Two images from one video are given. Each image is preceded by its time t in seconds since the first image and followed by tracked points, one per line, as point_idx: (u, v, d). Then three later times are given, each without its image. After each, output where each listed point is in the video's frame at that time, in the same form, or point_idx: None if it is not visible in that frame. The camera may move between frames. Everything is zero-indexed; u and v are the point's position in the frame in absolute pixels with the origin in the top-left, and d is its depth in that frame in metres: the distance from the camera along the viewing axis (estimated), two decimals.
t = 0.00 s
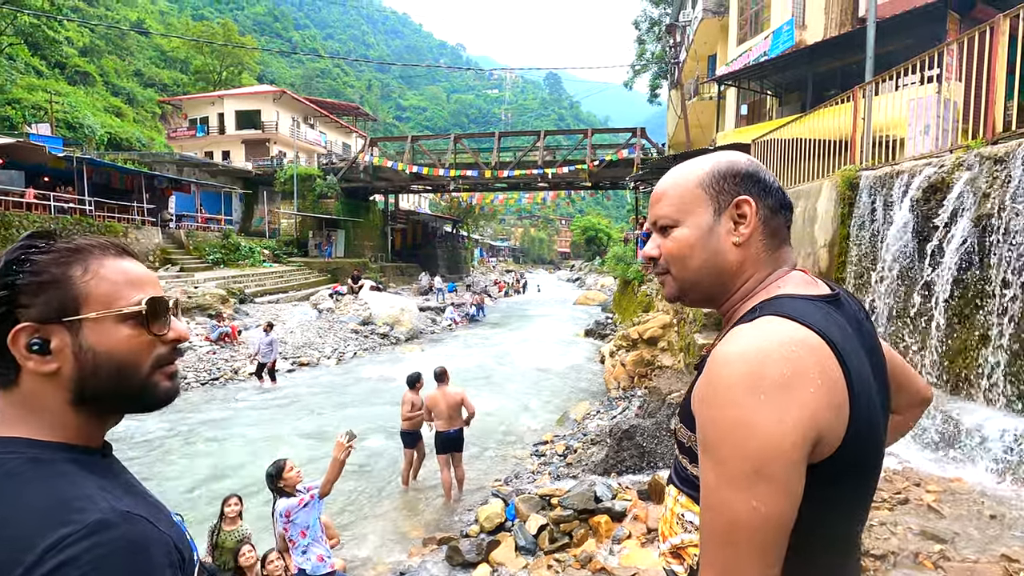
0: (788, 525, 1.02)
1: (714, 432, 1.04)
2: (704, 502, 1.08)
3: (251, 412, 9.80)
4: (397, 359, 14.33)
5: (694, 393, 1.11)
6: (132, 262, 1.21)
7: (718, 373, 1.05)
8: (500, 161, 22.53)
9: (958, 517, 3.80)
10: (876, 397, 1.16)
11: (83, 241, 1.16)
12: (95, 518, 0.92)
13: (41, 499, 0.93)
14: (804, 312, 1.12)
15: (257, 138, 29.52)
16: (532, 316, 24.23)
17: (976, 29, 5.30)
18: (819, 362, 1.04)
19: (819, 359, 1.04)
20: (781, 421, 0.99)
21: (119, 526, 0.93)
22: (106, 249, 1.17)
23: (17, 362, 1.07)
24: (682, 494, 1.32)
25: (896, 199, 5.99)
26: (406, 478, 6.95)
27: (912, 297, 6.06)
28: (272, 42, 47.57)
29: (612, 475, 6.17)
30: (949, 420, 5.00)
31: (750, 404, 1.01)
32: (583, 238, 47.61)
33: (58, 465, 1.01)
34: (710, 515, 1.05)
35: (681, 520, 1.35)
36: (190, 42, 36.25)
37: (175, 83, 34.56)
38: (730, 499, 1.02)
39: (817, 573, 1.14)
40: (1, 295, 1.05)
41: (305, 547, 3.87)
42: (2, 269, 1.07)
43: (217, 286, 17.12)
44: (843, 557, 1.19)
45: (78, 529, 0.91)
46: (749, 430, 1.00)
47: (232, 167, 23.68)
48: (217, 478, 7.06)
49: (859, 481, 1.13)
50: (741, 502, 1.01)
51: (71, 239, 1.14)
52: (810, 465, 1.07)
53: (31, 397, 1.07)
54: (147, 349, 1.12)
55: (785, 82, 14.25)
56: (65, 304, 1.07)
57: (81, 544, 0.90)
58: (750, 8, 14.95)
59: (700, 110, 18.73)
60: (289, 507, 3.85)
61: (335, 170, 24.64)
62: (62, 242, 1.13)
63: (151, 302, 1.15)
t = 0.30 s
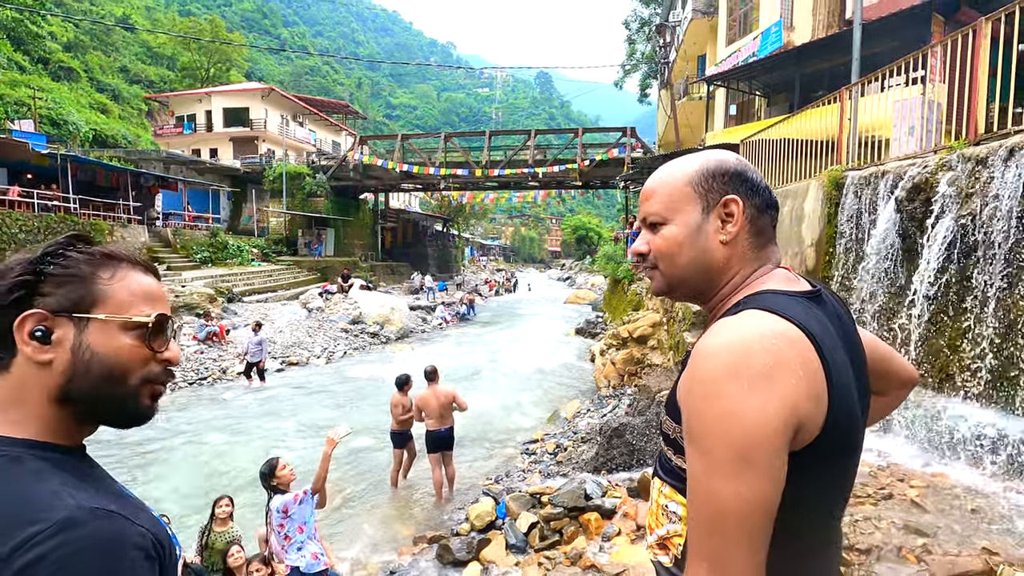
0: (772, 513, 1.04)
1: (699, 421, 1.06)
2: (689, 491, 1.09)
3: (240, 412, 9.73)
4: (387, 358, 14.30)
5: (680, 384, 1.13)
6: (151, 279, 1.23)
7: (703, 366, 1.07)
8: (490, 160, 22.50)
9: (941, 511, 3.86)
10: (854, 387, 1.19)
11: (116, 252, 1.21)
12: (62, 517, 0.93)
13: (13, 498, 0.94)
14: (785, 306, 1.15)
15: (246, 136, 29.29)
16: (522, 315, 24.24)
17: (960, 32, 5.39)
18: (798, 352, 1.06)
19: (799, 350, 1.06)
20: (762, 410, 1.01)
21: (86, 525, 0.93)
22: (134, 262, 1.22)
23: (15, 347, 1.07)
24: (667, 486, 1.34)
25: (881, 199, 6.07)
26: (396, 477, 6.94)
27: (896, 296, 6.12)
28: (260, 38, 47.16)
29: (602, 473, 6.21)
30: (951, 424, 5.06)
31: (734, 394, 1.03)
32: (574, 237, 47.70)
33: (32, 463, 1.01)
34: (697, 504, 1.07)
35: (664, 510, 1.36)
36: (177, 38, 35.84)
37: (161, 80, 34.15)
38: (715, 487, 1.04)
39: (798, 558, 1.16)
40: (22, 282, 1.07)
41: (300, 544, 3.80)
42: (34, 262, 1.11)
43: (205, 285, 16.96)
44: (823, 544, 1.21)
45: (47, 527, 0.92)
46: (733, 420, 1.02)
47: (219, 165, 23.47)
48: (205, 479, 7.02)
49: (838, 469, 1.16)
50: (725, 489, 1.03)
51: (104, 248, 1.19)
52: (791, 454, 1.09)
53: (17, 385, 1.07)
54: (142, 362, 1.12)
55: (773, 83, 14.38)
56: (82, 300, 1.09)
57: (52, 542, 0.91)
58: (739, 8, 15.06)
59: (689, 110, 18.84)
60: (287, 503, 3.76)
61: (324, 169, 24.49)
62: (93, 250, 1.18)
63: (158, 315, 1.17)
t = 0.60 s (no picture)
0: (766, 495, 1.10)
1: (697, 407, 1.12)
2: (687, 474, 1.15)
3: (228, 409, 9.68)
4: (376, 354, 14.27)
5: (679, 374, 1.19)
6: (149, 262, 1.24)
7: (700, 355, 1.13)
8: (479, 156, 22.48)
9: (922, 500, 3.97)
10: (842, 377, 1.25)
11: (107, 239, 1.20)
12: (111, 497, 0.95)
13: (60, 481, 0.97)
14: (776, 299, 1.21)
15: (231, 131, 29.02)
16: (511, 311, 24.30)
17: (941, 32, 5.52)
18: (789, 343, 1.12)
19: (789, 340, 1.13)
20: (756, 397, 1.07)
21: (133, 506, 0.96)
22: (128, 248, 1.22)
23: (37, 351, 1.10)
24: (663, 472, 1.39)
25: (865, 197, 6.19)
26: (387, 473, 6.96)
27: (878, 292, 6.25)
28: (245, 31, 46.53)
29: (592, 467, 6.29)
30: (927, 412, 5.03)
31: (729, 381, 1.09)
32: (562, 233, 47.82)
33: (75, 450, 1.04)
34: (696, 485, 1.12)
35: (661, 496, 1.41)
36: (159, 30, 35.23)
37: (143, 73, 33.57)
38: (711, 468, 1.10)
39: (790, 537, 1.22)
40: (28, 286, 1.09)
41: (297, 538, 3.89)
42: (30, 263, 1.11)
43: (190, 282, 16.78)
44: (814, 525, 1.28)
45: (97, 507, 0.94)
46: (727, 406, 1.08)
47: (204, 160, 23.18)
48: (194, 477, 6.98)
49: (828, 454, 1.22)
50: (722, 469, 1.09)
51: (95, 237, 1.19)
52: (785, 438, 1.15)
53: (47, 384, 1.09)
54: (162, 343, 1.16)
55: (759, 80, 14.53)
56: (90, 297, 1.10)
57: (102, 522, 0.93)
58: (726, 6, 15.18)
59: (676, 107, 18.96)
60: (282, 498, 3.79)
61: (311, 164, 24.30)
62: (85, 241, 1.17)
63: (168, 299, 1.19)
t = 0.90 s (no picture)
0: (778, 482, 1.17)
1: (713, 399, 1.19)
2: (704, 462, 1.22)
3: (225, 407, 9.67)
4: (371, 352, 14.29)
5: (694, 370, 1.26)
6: (204, 265, 1.31)
7: (715, 352, 1.20)
8: (473, 153, 22.46)
9: (914, 493, 4.07)
10: (849, 370, 1.32)
11: (167, 244, 1.27)
12: (189, 489, 1.03)
13: (141, 473, 1.04)
14: (787, 299, 1.28)
15: (222, 127, 28.92)
16: (505, 308, 24.34)
17: (933, 35, 5.62)
18: (799, 340, 1.19)
19: (799, 337, 1.19)
20: (768, 391, 1.14)
21: (205, 499, 1.02)
22: (186, 251, 1.28)
23: (108, 351, 1.18)
24: (678, 461, 1.47)
25: (859, 195, 6.30)
26: (386, 470, 7.00)
27: (872, 289, 6.34)
28: (236, 26, 46.14)
29: (591, 462, 6.37)
30: (923, 409, 5.09)
31: (743, 377, 1.16)
32: (555, 230, 47.88)
33: (149, 445, 1.12)
34: (712, 474, 1.19)
35: (676, 483, 1.48)
36: (149, 25, 34.85)
37: (133, 68, 33.20)
38: (728, 456, 1.16)
39: (796, 519, 1.30)
40: (99, 292, 1.17)
41: (302, 532, 3.76)
42: (100, 270, 1.19)
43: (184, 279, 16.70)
44: (821, 508, 1.35)
45: (176, 498, 1.01)
46: (740, 400, 1.15)
47: (196, 156, 23.01)
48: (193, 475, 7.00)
49: (836, 443, 1.29)
50: (737, 457, 1.16)
51: (154, 243, 1.26)
52: (796, 428, 1.21)
53: (118, 383, 1.17)
54: (219, 344, 1.23)
55: (753, 79, 14.63)
56: (155, 301, 1.18)
57: (182, 512, 1.00)
58: (720, 4, 15.26)
59: (671, 105, 19.03)
60: (287, 492, 3.70)
61: (304, 160, 24.21)
62: (146, 246, 1.24)
63: (225, 302, 1.26)
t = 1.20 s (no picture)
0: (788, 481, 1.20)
1: (724, 401, 1.21)
2: (716, 461, 1.24)
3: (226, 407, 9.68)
4: (372, 352, 14.31)
5: (704, 370, 1.29)
6: (230, 267, 1.33)
7: (726, 354, 1.22)
8: (473, 153, 22.49)
9: (915, 492, 4.10)
10: (857, 371, 1.34)
11: (193, 247, 1.29)
12: (221, 489, 1.06)
13: (175, 472, 1.07)
14: (795, 301, 1.30)
15: (222, 127, 28.93)
16: (505, 308, 24.37)
17: (934, 36, 5.66)
18: (808, 342, 1.21)
19: (809, 339, 1.22)
20: (779, 391, 1.17)
21: (236, 498, 1.05)
22: (212, 253, 1.31)
23: (138, 354, 1.20)
24: (688, 459, 1.49)
25: (860, 196, 6.34)
26: (388, 470, 7.02)
27: (873, 289, 6.37)
28: (235, 27, 46.14)
29: (592, 462, 6.40)
30: (925, 408, 5.10)
31: (753, 382, 1.18)
32: (555, 230, 47.92)
33: (179, 444, 1.14)
34: (723, 473, 1.22)
35: (686, 481, 1.51)
36: (149, 25, 34.84)
37: (132, 68, 33.18)
38: (738, 454, 1.19)
39: (807, 517, 1.33)
40: (130, 295, 1.19)
41: (314, 529, 3.75)
42: (130, 272, 1.21)
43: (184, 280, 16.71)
44: (830, 506, 1.38)
45: (209, 498, 1.03)
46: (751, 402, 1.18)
47: (196, 156, 23.01)
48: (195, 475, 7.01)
49: (845, 443, 1.31)
50: (749, 456, 1.18)
51: (181, 246, 1.28)
52: (806, 427, 1.24)
53: (147, 384, 1.20)
54: (245, 345, 1.26)
55: (753, 79, 14.67)
56: (184, 305, 1.20)
57: (215, 510, 1.02)
58: (720, 5, 15.29)
59: (671, 105, 19.05)
60: (297, 491, 3.71)
61: (305, 161, 24.22)
62: (173, 249, 1.27)
63: (251, 306, 1.28)
